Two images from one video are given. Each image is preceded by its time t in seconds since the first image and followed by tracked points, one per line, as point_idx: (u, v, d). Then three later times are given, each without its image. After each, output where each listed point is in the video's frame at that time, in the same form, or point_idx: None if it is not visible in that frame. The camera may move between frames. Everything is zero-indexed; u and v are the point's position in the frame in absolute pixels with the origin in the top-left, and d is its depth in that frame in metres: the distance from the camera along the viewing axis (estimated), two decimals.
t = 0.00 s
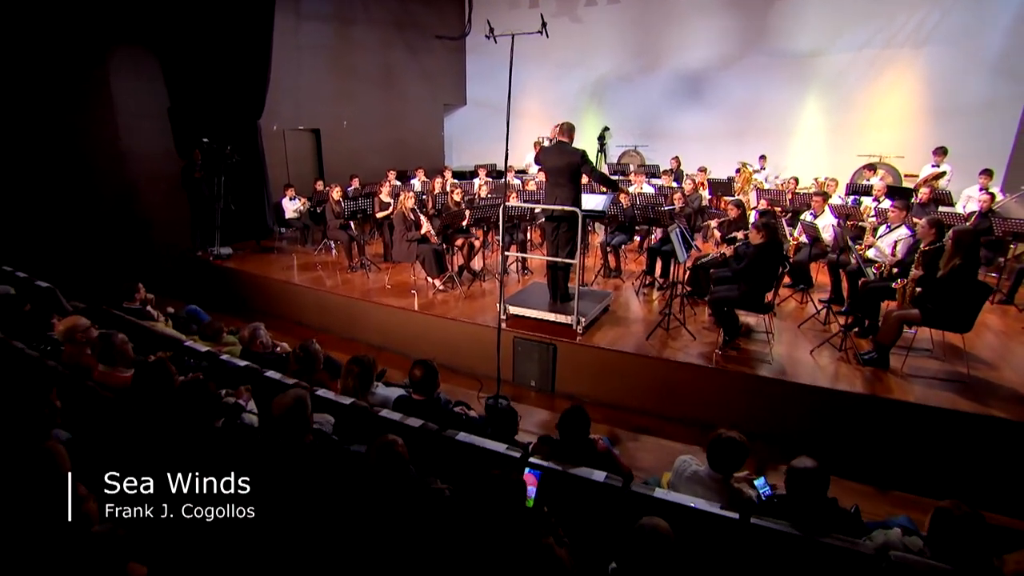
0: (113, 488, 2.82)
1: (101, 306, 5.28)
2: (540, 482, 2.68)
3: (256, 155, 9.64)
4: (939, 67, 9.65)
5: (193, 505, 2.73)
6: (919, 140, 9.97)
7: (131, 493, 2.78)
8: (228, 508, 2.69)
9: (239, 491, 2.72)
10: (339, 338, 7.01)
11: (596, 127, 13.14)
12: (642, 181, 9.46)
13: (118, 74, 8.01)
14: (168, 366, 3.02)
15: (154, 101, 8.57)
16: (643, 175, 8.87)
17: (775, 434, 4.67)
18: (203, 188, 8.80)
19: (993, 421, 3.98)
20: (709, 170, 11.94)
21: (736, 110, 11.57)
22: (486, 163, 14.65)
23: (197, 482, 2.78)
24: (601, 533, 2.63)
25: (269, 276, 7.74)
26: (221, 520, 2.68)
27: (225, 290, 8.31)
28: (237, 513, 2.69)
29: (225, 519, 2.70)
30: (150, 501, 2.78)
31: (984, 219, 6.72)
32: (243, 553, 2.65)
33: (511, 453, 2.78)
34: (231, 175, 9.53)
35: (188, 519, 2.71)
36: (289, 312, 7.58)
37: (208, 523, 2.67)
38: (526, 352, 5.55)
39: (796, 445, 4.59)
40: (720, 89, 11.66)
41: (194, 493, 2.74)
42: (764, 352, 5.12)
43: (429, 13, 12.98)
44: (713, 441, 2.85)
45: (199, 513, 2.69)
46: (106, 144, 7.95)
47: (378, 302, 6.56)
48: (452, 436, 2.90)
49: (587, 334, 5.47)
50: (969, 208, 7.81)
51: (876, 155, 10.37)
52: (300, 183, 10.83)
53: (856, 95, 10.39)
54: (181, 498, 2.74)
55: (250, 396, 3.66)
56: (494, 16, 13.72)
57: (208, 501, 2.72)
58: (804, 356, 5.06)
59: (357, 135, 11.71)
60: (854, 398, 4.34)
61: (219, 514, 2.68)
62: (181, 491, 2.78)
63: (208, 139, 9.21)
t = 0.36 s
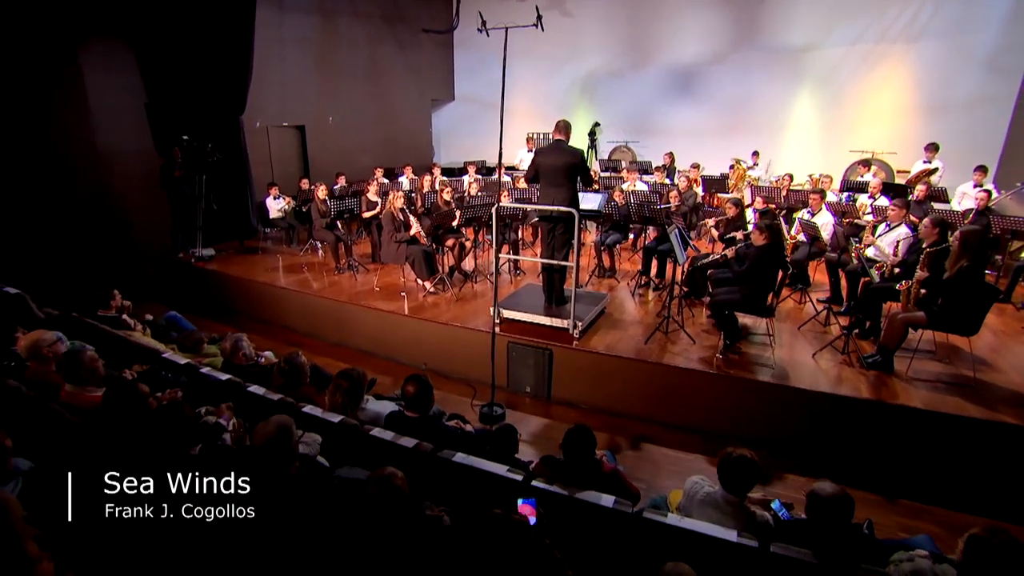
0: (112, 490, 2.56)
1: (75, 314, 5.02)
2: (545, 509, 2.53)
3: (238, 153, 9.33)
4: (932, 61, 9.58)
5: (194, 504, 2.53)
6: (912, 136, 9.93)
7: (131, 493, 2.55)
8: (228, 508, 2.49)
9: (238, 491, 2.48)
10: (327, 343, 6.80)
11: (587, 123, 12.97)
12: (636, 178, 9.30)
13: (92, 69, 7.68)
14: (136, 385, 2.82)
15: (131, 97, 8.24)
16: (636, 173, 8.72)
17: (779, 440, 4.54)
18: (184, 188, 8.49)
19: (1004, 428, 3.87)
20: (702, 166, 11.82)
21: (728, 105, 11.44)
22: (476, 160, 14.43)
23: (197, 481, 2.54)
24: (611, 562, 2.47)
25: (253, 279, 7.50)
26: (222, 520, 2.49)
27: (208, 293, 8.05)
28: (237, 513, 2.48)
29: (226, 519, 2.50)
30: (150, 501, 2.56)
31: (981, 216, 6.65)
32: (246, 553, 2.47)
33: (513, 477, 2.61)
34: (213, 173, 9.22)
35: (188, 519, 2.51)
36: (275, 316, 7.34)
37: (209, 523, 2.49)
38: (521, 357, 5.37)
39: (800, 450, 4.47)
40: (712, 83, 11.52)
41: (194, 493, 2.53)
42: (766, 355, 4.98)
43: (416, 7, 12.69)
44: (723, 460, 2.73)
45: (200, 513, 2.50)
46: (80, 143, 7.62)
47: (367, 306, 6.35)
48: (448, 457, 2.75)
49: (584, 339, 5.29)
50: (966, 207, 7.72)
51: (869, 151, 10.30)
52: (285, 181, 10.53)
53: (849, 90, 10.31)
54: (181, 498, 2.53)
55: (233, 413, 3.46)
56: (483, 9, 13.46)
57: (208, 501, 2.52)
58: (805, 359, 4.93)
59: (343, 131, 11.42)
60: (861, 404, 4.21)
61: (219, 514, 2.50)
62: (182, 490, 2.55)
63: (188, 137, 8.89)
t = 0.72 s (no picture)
0: (111, 490, 2.48)
1: (50, 323, 4.78)
2: (551, 541, 2.37)
3: (223, 151, 9.04)
4: (931, 57, 9.46)
5: (194, 505, 2.46)
6: (910, 132, 9.83)
7: (131, 493, 2.48)
8: (227, 507, 2.40)
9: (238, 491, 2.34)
10: (317, 349, 6.59)
11: (580, 119, 12.77)
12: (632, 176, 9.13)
13: (68, 65, 7.38)
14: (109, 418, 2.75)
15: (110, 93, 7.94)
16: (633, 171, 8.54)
17: (786, 449, 4.40)
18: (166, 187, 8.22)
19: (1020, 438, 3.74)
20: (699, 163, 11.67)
21: (724, 101, 11.29)
22: (468, 157, 14.20)
23: (198, 481, 2.54)
24: None
25: (240, 282, 7.27)
26: (221, 520, 2.39)
27: (193, 296, 7.81)
28: (237, 513, 2.37)
29: (225, 521, 2.39)
30: (150, 502, 2.48)
31: (985, 215, 6.55)
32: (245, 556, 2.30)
33: (517, 506, 2.45)
34: (196, 172, 8.93)
35: (188, 520, 2.42)
36: (262, 320, 7.12)
37: (208, 523, 2.38)
38: (518, 365, 5.20)
39: (807, 458, 4.33)
40: (708, 79, 11.36)
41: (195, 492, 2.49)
42: (772, 361, 4.83)
43: None
44: (741, 484, 2.60)
45: (200, 513, 2.42)
46: (57, 141, 7.34)
47: (359, 311, 6.13)
48: (447, 484, 2.58)
49: (584, 345, 5.11)
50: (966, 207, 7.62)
51: (866, 147, 10.20)
52: (272, 180, 10.26)
53: (846, 86, 10.18)
54: (182, 498, 2.48)
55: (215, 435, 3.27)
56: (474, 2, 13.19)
57: (208, 501, 2.45)
58: (811, 365, 4.79)
59: (332, 128, 11.15)
60: (871, 413, 4.07)
61: (219, 514, 2.40)
62: (183, 490, 2.51)
63: (170, 134, 8.59)
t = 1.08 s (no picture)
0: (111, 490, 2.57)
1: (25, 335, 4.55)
2: None
3: (208, 151, 8.76)
4: (930, 53, 9.32)
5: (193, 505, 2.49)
6: (909, 129, 9.70)
7: (131, 493, 2.56)
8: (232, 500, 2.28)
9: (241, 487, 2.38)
10: (307, 357, 6.37)
11: (575, 116, 12.56)
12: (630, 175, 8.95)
13: (45, 62, 7.09)
14: (77, 450, 2.54)
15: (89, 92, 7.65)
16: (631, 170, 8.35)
17: (796, 463, 4.24)
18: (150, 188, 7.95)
19: None
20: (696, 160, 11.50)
21: (721, 97, 11.12)
22: (461, 155, 13.96)
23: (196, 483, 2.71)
24: None
25: (227, 287, 7.03)
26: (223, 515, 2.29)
27: (178, 302, 7.56)
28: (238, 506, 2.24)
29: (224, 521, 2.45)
30: (149, 501, 2.54)
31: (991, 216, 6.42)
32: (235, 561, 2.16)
33: (523, 546, 2.27)
34: (181, 173, 8.65)
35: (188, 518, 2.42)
36: (249, 326, 6.88)
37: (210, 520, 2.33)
38: (516, 375, 5.02)
39: (818, 473, 4.17)
40: (704, 75, 11.18)
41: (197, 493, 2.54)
42: (780, 370, 4.67)
43: None
44: (760, 519, 2.43)
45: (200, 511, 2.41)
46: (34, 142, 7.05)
47: (351, 319, 5.92)
48: (446, 521, 2.41)
49: (585, 355, 4.93)
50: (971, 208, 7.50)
51: (865, 145, 10.07)
52: (259, 180, 9.98)
53: (845, 82, 10.03)
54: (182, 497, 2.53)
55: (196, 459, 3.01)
56: None
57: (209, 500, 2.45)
58: (820, 374, 4.63)
59: (321, 126, 10.88)
60: (884, 428, 3.92)
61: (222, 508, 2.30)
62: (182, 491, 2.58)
63: (154, 133, 8.31)
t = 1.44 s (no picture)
0: (113, 489, 2.79)
1: None
2: None
3: (193, 151, 8.51)
4: (931, 50, 9.19)
5: (193, 505, 2.76)
6: (910, 128, 9.56)
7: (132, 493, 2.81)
8: (228, 508, 2.63)
9: (239, 491, 2.60)
10: (297, 367, 6.16)
11: (571, 113, 12.34)
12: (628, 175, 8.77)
13: (21, 61, 6.82)
14: (35, 491, 2.36)
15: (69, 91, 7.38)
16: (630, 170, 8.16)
17: (806, 480, 4.08)
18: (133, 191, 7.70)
19: None
20: (695, 159, 11.31)
21: (719, 95, 10.95)
22: (454, 153, 13.72)
23: (196, 481, 2.73)
24: None
25: (213, 294, 6.80)
26: (222, 519, 2.66)
27: (163, 309, 7.32)
28: (237, 512, 2.64)
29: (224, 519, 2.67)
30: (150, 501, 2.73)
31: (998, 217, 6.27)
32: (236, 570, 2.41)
33: None
34: (166, 174, 8.41)
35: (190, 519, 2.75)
36: (237, 334, 6.66)
37: (210, 523, 2.69)
38: (514, 388, 4.83)
39: (829, 490, 4.02)
40: (701, 71, 10.99)
41: (194, 493, 2.75)
42: (788, 383, 4.50)
43: None
44: (778, 558, 2.28)
45: (200, 513, 2.73)
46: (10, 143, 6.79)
47: (342, 328, 5.70)
48: (446, 565, 2.22)
49: (585, 367, 4.75)
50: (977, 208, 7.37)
51: (865, 143, 9.92)
52: (247, 181, 9.70)
53: (844, 79, 9.88)
54: (182, 498, 2.76)
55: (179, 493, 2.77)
56: None
57: (208, 501, 2.70)
58: (829, 386, 4.46)
59: (311, 124, 10.60)
60: (898, 444, 3.77)
61: (220, 514, 2.66)
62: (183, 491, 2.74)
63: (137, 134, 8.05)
